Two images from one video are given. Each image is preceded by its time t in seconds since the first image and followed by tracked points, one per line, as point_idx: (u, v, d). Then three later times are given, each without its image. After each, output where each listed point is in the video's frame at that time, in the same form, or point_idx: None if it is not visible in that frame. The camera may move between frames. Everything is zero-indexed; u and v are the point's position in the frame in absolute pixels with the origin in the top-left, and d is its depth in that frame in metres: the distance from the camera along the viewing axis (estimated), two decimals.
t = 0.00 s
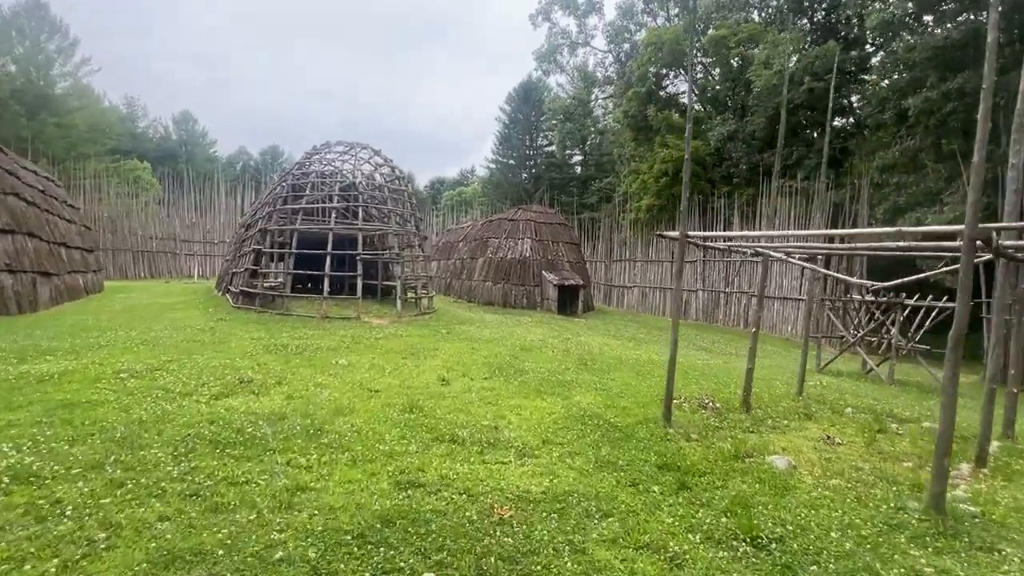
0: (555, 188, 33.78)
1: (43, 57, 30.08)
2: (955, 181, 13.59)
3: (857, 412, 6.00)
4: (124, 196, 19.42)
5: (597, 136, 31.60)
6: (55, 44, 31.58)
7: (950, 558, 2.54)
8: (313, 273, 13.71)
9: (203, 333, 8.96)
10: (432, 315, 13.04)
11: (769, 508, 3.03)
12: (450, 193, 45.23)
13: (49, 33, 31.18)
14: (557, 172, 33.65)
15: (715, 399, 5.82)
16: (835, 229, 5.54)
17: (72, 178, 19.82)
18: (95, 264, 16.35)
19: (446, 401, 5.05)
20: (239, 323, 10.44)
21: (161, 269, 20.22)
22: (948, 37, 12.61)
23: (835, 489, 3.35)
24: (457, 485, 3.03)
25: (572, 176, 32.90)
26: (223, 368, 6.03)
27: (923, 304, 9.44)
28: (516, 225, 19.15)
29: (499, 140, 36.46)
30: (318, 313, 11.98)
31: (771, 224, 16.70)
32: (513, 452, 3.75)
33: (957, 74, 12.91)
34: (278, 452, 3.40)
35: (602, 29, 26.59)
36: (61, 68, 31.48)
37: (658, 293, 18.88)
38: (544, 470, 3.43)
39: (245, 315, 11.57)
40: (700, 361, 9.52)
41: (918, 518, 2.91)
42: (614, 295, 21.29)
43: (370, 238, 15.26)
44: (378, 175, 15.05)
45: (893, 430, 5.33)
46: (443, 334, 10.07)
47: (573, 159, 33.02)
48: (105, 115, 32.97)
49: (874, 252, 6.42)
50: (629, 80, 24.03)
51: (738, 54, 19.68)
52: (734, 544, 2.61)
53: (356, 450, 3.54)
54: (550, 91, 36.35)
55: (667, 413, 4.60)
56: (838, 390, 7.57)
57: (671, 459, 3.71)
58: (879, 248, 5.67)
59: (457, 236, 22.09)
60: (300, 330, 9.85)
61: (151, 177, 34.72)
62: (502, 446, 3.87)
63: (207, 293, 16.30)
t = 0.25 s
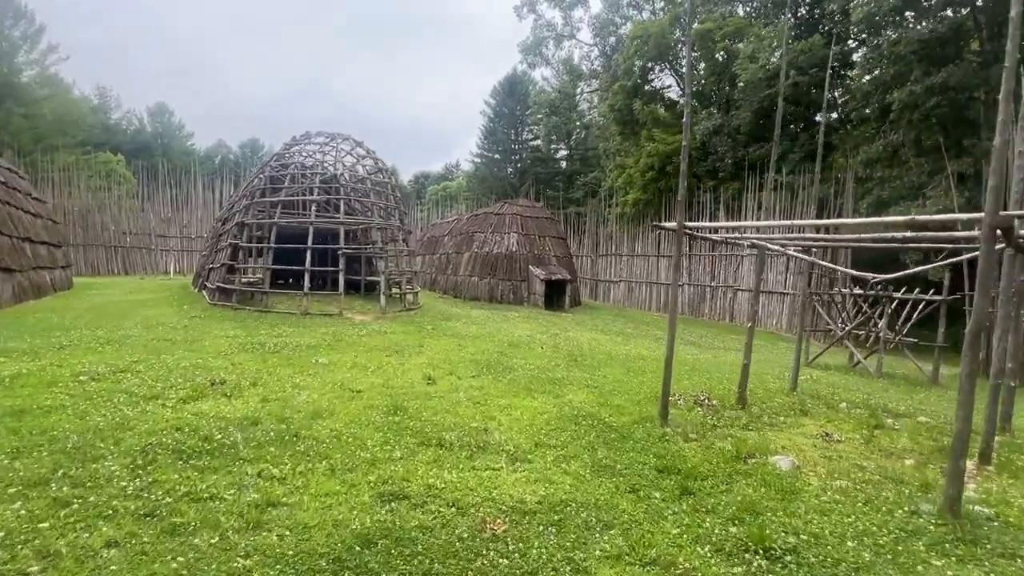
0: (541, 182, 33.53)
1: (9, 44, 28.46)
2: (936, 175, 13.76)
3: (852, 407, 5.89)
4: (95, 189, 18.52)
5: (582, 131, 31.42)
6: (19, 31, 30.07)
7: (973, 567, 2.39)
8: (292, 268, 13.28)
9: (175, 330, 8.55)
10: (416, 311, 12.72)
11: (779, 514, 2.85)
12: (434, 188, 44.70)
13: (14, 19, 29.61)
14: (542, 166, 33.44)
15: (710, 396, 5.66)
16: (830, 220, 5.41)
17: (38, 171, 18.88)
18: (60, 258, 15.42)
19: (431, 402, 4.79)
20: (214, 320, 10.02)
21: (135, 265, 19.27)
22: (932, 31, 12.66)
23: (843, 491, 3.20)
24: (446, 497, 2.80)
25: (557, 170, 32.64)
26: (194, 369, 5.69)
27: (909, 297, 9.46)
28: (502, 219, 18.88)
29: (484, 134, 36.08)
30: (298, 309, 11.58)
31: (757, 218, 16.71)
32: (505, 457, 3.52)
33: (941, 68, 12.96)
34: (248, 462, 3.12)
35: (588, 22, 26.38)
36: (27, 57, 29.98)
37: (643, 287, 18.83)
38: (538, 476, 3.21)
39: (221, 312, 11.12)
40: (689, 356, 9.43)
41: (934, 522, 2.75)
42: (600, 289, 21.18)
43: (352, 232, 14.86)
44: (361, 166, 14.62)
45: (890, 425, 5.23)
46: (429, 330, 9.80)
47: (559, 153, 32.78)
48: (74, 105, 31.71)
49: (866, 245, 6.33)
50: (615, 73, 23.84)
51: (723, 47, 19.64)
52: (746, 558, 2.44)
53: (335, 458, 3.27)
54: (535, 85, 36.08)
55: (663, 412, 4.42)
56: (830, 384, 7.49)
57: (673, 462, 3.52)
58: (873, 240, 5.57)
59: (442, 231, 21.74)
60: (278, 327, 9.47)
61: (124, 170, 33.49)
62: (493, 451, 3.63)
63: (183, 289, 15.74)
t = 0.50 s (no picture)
0: (527, 178, 33.29)
1: None
2: (920, 172, 13.64)
3: (847, 405, 5.78)
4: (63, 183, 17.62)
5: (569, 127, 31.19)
6: None
7: None
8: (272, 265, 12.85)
9: (147, 330, 8.15)
10: (402, 308, 12.41)
11: (788, 526, 2.69)
12: (420, 184, 44.15)
13: None
14: (528, 162, 33.18)
15: (704, 396, 5.50)
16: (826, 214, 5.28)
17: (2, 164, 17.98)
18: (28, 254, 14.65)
19: (416, 406, 4.54)
20: (189, 319, 9.60)
21: (109, 261, 18.46)
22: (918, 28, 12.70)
23: (852, 498, 3.05)
24: (433, 515, 2.57)
25: (544, 167, 32.42)
26: (162, 371, 5.34)
27: (897, 294, 9.47)
28: (489, 215, 18.61)
29: (470, 129, 35.73)
30: (279, 307, 11.20)
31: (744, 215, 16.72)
32: (495, 466, 3.30)
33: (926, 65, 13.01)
34: (214, 476, 2.86)
35: (575, 17, 26.17)
36: None
37: (630, 283, 18.75)
38: (531, 487, 3.00)
39: (198, 311, 10.70)
40: (680, 354, 9.31)
41: (950, 532, 2.62)
42: (586, 286, 21.06)
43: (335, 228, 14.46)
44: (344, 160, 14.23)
45: (887, 425, 5.13)
46: (414, 329, 9.52)
47: (545, 150, 32.57)
48: (45, 96, 30.53)
49: (859, 241, 6.24)
50: (602, 69, 23.66)
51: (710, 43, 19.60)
52: None
53: (311, 470, 3.01)
54: (521, 80, 35.81)
55: (659, 414, 4.24)
56: (822, 381, 7.41)
57: (673, 469, 3.34)
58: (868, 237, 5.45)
59: (428, 227, 21.39)
60: (257, 326, 9.11)
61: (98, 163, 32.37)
62: (482, 460, 3.41)
63: (157, 287, 15.16)
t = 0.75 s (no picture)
0: (512, 173, 32.92)
1: None
2: (902, 170, 13.70)
3: (841, 405, 5.66)
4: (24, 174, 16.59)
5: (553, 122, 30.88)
6: None
7: None
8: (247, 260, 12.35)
9: (110, 329, 7.67)
10: (384, 305, 12.04)
11: (798, 547, 2.49)
12: (403, 178, 43.46)
13: None
14: (513, 157, 32.81)
15: (698, 397, 5.30)
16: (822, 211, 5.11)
17: None
18: None
19: (396, 413, 4.25)
20: (158, 317, 9.11)
21: (77, 257, 17.44)
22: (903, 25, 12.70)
23: (861, 511, 2.87)
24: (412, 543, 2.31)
25: (528, 162, 32.07)
26: (118, 376, 4.94)
27: (883, 291, 9.45)
28: (474, 210, 18.26)
29: (455, 123, 35.25)
30: (254, 304, 10.75)
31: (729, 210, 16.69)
32: (481, 481, 3.06)
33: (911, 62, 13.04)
34: (163, 501, 2.56)
35: (561, 10, 25.84)
36: None
37: (616, 279, 18.62)
38: (521, 506, 2.77)
39: (167, 308, 10.18)
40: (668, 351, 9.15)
41: (972, 551, 2.45)
42: (572, 282, 20.89)
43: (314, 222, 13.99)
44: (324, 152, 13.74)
45: (883, 425, 5.00)
46: (396, 327, 9.18)
47: (530, 144, 32.23)
48: (7, 82, 29.07)
49: (852, 237, 6.11)
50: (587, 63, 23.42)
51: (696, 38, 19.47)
52: None
53: (276, 492, 2.73)
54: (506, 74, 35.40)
55: (654, 420, 4.03)
56: (812, 380, 7.30)
57: (672, 481, 3.12)
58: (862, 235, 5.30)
59: (411, 222, 20.94)
60: (230, 324, 8.67)
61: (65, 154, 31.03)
62: (466, 474, 3.15)
63: (126, 282, 14.50)
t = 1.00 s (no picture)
0: (500, 169, 32.57)
1: None
2: (890, 167, 13.65)
3: (837, 404, 5.53)
4: None
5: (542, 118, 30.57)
6: None
7: None
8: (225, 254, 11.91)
9: (75, 327, 7.25)
10: (368, 301, 11.71)
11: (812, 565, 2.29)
12: (390, 173, 42.84)
13: None
14: (501, 153, 32.45)
15: (693, 397, 5.11)
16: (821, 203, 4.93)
17: None
18: None
19: (376, 416, 3.97)
20: (128, 314, 8.69)
21: (53, 252, 16.50)
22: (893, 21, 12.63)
23: (874, 521, 2.69)
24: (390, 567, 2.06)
25: (516, 157, 31.75)
26: (76, 377, 4.57)
27: (874, 287, 9.39)
28: (461, 205, 17.94)
29: (442, 118, 34.75)
30: (233, 300, 10.35)
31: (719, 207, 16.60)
32: (466, 492, 2.81)
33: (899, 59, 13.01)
34: (103, 523, 2.27)
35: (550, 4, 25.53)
36: None
37: (604, 276, 18.46)
38: (511, 521, 2.53)
39: (140, 304, 9.75)
40: (659, 349, 8.97)
41: (998, 567, 2.29)
42: (560, 278, 20.70)
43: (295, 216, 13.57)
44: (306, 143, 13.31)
45: (882, 425, 4.86)
46: (380, 324, 8.87)
47: (519, 140, 31.91)
48: None
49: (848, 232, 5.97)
50: (576, 58, 23.16)
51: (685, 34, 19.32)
52: None
53: (236, 509, 2.45)
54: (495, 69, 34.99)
55: (650, 422, 3.81)
56: (806, 378, 7.16)
57: (673, 490, 2.91)
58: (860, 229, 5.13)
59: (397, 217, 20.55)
60: (205, 322, 8.29)
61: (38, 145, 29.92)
62: (451, 485, 2.89)
63: (99, 278, 13.93)
